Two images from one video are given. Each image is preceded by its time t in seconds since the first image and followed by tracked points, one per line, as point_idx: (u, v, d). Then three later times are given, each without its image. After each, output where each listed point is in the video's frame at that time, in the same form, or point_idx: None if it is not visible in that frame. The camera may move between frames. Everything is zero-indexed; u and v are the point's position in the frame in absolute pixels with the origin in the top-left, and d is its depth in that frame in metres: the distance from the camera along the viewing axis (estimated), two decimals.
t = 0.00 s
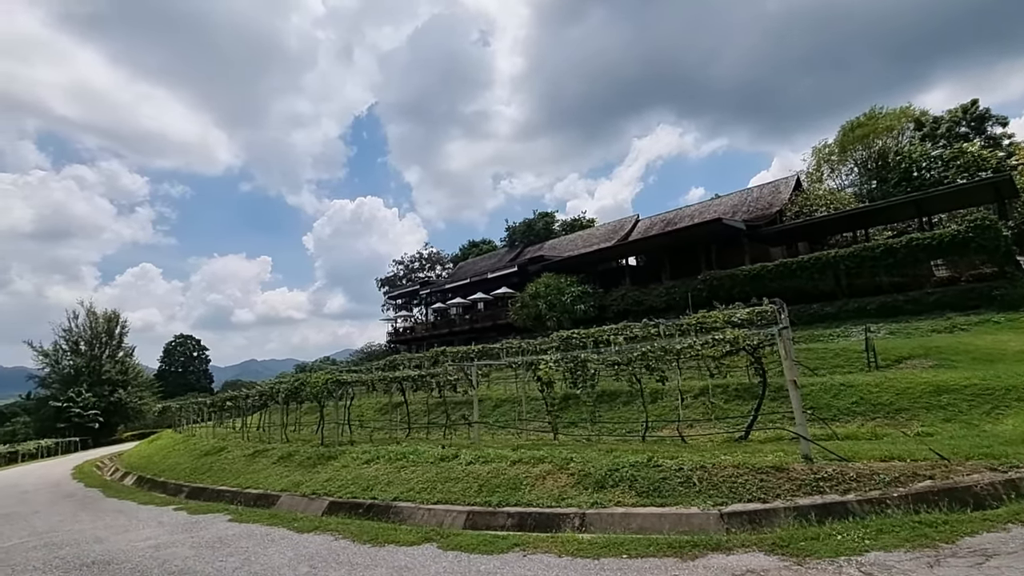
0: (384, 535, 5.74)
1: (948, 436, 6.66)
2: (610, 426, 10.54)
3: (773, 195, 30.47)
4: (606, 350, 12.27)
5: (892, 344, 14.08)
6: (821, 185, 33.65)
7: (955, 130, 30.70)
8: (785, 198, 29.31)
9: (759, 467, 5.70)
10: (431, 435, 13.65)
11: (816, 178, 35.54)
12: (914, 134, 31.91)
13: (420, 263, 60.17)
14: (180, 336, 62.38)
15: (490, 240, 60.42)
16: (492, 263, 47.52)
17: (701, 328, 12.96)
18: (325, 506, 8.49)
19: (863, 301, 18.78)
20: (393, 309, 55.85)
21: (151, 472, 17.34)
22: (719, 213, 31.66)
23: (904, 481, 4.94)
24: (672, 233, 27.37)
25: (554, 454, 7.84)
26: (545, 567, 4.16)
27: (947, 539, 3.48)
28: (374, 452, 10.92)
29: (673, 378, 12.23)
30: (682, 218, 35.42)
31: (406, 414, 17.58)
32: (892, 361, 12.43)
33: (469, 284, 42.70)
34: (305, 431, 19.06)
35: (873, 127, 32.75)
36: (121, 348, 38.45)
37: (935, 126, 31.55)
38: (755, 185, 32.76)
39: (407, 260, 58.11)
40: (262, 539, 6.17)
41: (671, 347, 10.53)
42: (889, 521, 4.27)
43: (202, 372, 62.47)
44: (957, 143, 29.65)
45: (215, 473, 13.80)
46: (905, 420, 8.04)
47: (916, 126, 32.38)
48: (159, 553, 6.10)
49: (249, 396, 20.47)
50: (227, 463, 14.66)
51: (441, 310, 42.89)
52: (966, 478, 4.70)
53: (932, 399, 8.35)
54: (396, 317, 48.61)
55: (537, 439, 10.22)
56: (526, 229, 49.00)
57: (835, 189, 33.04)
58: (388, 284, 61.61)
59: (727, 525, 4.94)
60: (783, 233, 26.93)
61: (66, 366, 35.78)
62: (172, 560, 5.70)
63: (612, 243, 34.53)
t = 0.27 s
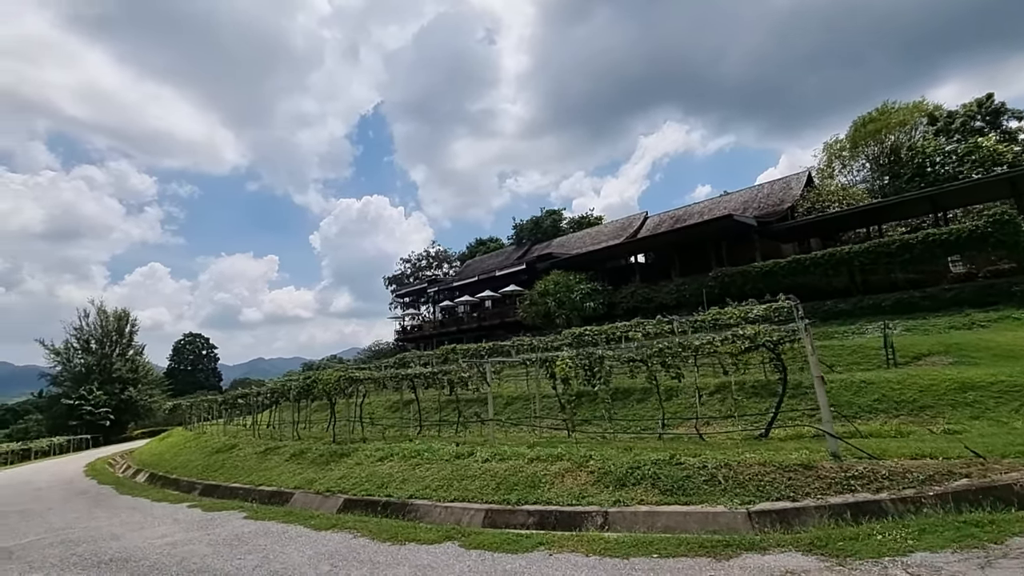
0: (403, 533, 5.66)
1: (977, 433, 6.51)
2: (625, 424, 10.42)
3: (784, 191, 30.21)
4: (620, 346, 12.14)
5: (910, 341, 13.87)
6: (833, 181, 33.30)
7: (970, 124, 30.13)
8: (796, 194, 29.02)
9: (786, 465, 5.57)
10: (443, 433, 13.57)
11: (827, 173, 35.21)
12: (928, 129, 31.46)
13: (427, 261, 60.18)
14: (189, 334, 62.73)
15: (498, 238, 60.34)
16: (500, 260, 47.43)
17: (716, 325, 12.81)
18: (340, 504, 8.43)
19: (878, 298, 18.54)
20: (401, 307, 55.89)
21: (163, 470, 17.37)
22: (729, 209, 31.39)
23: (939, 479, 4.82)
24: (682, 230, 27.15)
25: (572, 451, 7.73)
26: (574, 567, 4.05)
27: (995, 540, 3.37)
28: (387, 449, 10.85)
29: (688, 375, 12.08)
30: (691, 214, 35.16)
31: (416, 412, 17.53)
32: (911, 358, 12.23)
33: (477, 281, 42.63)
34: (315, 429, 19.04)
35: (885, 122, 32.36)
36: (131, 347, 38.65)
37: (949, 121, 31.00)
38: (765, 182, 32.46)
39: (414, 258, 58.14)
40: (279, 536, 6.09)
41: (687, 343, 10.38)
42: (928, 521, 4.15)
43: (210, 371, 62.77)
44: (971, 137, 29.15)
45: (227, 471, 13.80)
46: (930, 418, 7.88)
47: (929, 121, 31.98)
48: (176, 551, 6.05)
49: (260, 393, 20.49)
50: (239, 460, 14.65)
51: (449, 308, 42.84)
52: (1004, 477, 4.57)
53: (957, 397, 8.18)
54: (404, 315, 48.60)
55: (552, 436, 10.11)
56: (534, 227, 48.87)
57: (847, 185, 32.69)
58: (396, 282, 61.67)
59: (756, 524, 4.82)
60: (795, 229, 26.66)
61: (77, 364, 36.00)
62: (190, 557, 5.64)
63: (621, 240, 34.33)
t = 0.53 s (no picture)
0: (423, 530, 5.57)
1: (1009, 431, 6.35)
2: (641, 421, 10.29)
3: (794, 186, 29.79)
4: (634, 342, 12.01)
5: (927, 337, 13.66)
6: (844, 176, 32.98)
7: (985, 118, 29.49)
8: (808, 189, 28.72)
9: (814, 462, 5.45)
10: (455, 430, 13.50)
11: (838, 168, 34.93)
12: (941, 122, 30.97)
13: (433, 258, 60.15)
14: (197, 332, 63.04)
15: (504, 235, 60.23)
16: (507, 257, 47.30)
17: (731, 321, 12.65)
18: (355, 501, 8.38)
19: (893, 293, 18.31)
20: (408, 305, 55.90)
21: (174, 466, 17.39)
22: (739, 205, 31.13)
23: (976, 477, 4.70)
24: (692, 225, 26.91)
25: (591, 448, 7.62)
26: (604, 566, 3.95)
27: None
28: (400, 446, 10.78)
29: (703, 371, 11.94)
30: (700, 210, 34.91)
31: (426, 409, 17.45)
32: (929, 354, 12.02)
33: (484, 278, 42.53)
34: (325, 426, 19.01)
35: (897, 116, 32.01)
36: (140, 344, 38.83)
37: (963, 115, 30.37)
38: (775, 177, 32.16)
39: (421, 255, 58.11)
40: (297, 534, 6.03)
41: (704, 339, 10.22)
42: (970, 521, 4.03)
43: (218, 368, 63.05)
44: (985, 131, 28.64)
45: (239, 468, 13.79)
46: (956, 415, 7.71)
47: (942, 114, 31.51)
48: (194, 548, 5.99)
49: (270, 390, 20.50)
50: (250, 457, 14.64)
51: (456, 305, 42.77)
52: None
53: (982, 393, 8.02)
54: (411, 312, 48.59)
55: (567, 433, 10.01)
56: (541, 224, 48.72)
57: (858, 179, 32.36)
58: (402, 279, 61.71)
59: (786, 523, 4.70)
60: (807, 224, 26.39)
61: (87, 362, 36.17)
62: (208, 555, 5.58)
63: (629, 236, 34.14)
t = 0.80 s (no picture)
0: (438, 529, 5.48)
1: None
2: (653, 418, 10.17)
3: (803, 182, 29.47)
4: (646, 339, 11.87)
5: (942, 334, 13.48)
6: (853, 171, 32.70)
7: (996, 113, 29.15)
8: (816, 184, 28.46)
9: (839, 461, 5.32)
10: (463, 426, 13.40)
11: (846, 164, 34.66)
12: (952, 117, 30.66)
13: (438, 255, 60.06)
14: (202, 328, 63.17)
15: (509, 232, 60.10)
16: (512, 254, 47.14)
17: (743, 317, 12.51)
18: (365, 498, 8.29)
19: (905, 290, 18.11)
20: (412, 301, 55.84)
21: (181, 463, 17.37)
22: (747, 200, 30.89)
23: (1010, 477, 4.56)
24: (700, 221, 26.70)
25: (605, 446, 7.50)
26: (628, 567, 3.83)
27: None
28: (409, 443, 10.69)
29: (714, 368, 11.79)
30: (707, 206, 34.66)
31: (433, 405, 17.36)
32: (945, 351, 11.85)
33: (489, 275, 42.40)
34: (332, 423, 18.97)
35: (908, 111, 31.72)
36: (146, 341, 38.90)
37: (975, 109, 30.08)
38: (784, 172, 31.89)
39: (425, 252, 58.05)
40: (310, 532, 5.94)
41: (718, 335, 10.07)
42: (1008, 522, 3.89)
43: (224, 365, 63.25)
44: (997, 125, 28.30)
45: (246, 464, 13.75)
46: (978, 414, 7.56)
47: (953, 109, 31.13)
48: (205, 547, 5.91)
49: (276, 387, 20.47)
50: (258, 453, 14.59)
51: (461, 302, 42.69)
52: None
53: (1005, 391, 7.87)
54: (416, 309, 48.55)
55: (578, 431, 9.90)
56: (546, 220, 48.54)
57: (868, 175, 32.08)
58: (407, 276, 61.67)
59: (813, 524, 4.57)
60: (816, 220, 26.16)
61: (94, 358, 36.25)
62: (220, 554, 5.50)
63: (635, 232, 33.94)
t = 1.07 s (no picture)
0: (453, 526, 5.36)
1: None
2: (665, 413, 10.02)
3: (812, 176, 29.15)
4: (657, 333, 11.69)
5: (957, 329, 13.26)
6: (862, 165, 32.37)
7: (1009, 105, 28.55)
8: (825, 179, 28.17)
9: (866, 457, 5.17)
10: (471, 422, 13.28)
11: (855, 158, 34.36)
12: (963, 110, 30.18)
13: (442, 251, 59.95)
14: (207, 325, 63.31)
15: (513, 228, 59.90)
16: (516, 249, 46.97)
17: (755, 312, 12.33)
18: (374, 494, 8.19)
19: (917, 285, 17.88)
20: (417, 297, 55.77)
21: (187, 458, 17.33)
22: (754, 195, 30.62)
23: None
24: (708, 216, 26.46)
25: (620, 442, 7.36)
26: (654, 567, 3.69)
27: None
28: (417, 439, 10.57)
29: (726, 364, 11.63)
30: (714, 201, 34.39)
31: (440, 401, 17.25)
32: (962, 346, 11.65)
33: (494, 271, 42.26)
34: (338, 418, 18.88)
35: (918, 104, 31.39)
36: (151, 337, 38.95)
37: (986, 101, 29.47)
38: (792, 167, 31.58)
39: (430, 248, 57.95)
40: (321, 529, 5.82)
41: (732, 329, 9.90)
42: None
43: (228, 361, 63.39)
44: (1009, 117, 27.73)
45: (253, 459, 13.68)
46: (1002, 410, 7.39)
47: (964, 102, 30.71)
48: (215, 543, 5.80)
49: (282, 382, 20.41)
50: (265, 449, 14.53)
51: (466, 297, 42.56)
52: None
53: None
54: (420, 305, 48.46)
55: (589, 426, 9.77)
56: (550, 216, 48.33)
57: (877, 169, 31.76)
58: (411, 272, 61.60)
59: (842, 522, 4.42)
60: (825, 215, 25.90)
61: (99, 354, 36.32)
62: (230, 551, 5.39)
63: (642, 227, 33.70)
